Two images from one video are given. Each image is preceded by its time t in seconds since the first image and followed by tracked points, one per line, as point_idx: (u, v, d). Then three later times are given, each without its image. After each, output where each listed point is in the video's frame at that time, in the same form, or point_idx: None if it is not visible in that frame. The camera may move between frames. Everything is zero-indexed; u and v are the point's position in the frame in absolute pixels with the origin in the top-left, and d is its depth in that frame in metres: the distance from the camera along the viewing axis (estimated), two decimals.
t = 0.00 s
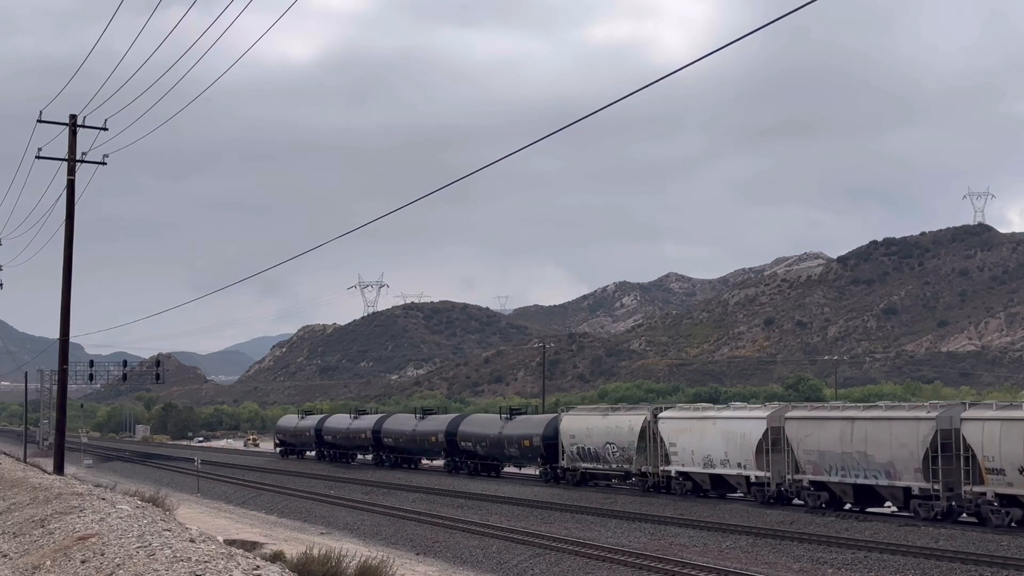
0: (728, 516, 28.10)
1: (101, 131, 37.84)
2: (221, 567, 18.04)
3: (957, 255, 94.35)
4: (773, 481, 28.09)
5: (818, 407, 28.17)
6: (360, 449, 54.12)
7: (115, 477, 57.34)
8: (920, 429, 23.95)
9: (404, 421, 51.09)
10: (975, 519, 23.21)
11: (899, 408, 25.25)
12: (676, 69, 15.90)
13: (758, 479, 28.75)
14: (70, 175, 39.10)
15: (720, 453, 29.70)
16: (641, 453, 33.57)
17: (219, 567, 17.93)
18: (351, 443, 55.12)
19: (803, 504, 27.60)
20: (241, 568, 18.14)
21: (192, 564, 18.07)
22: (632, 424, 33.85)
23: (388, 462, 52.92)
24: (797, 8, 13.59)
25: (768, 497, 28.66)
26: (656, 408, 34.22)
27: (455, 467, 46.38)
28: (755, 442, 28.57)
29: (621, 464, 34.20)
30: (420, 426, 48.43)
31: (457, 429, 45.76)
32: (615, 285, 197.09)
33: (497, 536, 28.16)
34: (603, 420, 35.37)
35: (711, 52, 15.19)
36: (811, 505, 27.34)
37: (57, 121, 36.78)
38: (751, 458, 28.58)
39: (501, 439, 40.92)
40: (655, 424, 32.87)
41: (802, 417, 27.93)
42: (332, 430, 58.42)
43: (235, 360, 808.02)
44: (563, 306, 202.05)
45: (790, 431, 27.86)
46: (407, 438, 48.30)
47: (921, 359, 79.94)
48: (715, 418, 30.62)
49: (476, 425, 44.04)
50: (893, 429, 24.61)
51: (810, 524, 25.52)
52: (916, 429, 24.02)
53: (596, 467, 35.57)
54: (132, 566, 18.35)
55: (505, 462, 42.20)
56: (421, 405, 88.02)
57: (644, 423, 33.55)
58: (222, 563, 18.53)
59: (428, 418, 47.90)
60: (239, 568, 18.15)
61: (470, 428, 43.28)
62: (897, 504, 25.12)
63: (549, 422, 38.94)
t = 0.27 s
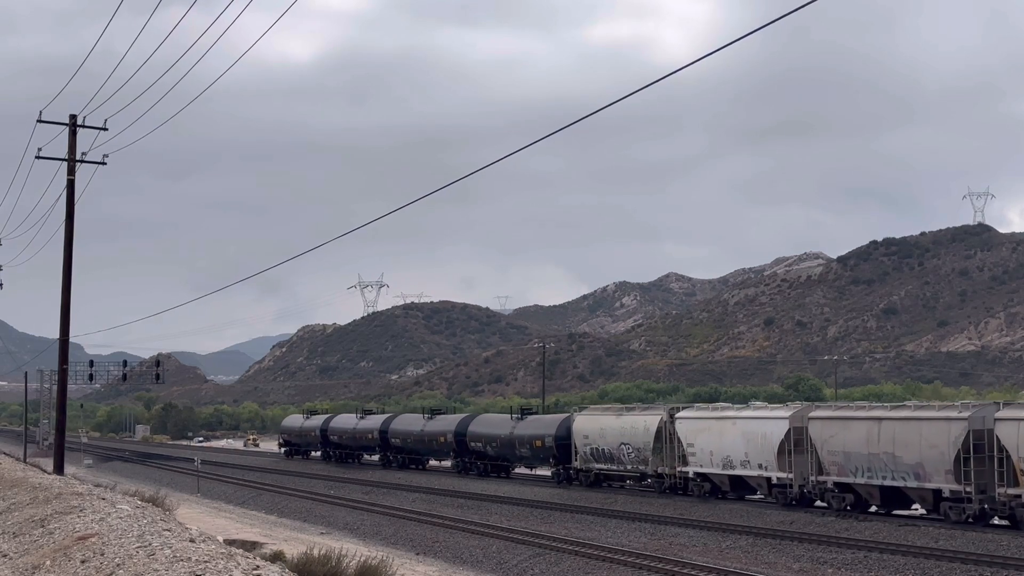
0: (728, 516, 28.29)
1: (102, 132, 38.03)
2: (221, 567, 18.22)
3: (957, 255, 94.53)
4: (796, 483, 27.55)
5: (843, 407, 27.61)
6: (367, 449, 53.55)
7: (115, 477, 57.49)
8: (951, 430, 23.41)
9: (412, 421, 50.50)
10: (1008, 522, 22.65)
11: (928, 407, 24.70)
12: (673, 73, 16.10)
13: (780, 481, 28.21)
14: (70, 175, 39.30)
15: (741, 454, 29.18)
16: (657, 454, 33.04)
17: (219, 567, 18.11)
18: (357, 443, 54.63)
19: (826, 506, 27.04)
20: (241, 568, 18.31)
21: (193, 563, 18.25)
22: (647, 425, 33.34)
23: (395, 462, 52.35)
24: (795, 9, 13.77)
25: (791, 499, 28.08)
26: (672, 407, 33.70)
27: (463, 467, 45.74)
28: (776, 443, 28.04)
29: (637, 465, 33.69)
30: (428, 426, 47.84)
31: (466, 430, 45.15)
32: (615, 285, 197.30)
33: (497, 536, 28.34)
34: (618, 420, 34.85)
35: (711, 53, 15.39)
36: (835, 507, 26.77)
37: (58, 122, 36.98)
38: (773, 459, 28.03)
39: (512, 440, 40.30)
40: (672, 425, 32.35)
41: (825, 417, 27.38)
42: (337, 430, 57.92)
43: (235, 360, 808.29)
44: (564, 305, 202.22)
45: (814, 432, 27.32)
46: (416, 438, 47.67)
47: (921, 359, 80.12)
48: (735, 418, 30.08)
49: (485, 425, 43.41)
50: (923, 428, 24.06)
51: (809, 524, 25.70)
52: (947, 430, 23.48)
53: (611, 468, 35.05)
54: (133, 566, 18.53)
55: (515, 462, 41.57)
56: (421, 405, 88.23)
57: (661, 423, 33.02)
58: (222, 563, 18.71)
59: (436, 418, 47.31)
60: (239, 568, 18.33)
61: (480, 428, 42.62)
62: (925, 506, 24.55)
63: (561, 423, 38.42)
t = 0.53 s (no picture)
0: (728, 516, 28.18)
1: (102, 132, 37.95)
2: (221, 567, 18.11)
3: (957, 255, 94.43)
4: (819, 484, 26.85)
5: (868, 406, 26.89)
6: (374, 450, 52.97)
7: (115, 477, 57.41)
8: (984, 431, 22.71)
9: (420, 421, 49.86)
10: None
11: (959, 408, 24.01)
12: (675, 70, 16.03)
13: (803, 483, 27.50)
14: (71, 176, 39.23)
15: (762, 455, 28.46)
16: (674, 455, 32.30)
17: (219, 567, 18.00)
18: (363, 443, 54.08)
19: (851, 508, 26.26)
20: (241, 568, 18.22)
21: (192, 563, 18.15)
22: (664, 425, 32.62)
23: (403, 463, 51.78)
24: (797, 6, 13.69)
25: (813, 501, 27.29)
26: (690, 407, 33.00)
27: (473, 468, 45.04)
28: (799, 443, 27.33)
29: (653, 466, 32.95)
30: (436, 427, 47.18)
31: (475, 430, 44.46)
32: (615, 285, 197.19)
33: (497, 536, 28.23)
34: (633, 420, 34.15)
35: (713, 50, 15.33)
36: (860, 510, 26.02)
37: (58, 122, 36.90)
38: (795, 460, 27.34)
39: (523, 441, 39.55)
40: (690, 425, 31.64)
41: (851, 417, 26.68)
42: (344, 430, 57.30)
43: (235, 360, 807.96)
44: (564, 306, 202.11)
45: (838, 432, 26.61)
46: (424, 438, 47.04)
47: (921, 359, 80.01)
48: (756, 418, 29.37)
49: (495, 425, 42.70)
50: (954, 429, 23.36)
51: (810, 524, 25.59)
52: (980, 431, 22.78)
53: (626, 470, 34.29)
54: (133, 566, 18.42)
55: (526, 463, 40.86)
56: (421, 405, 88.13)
57: (678, 423, 32.31)
58: (222, 563, 18.60)
59: (445, 418, 46.66)
60: (239, 568, 18.22)
61: (490, 429, 41.86)
62: (955, 509, 23.84)
63: (574, 423, 37.72)
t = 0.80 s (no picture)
0: (728, 516, 28.15)
1: (101, 132, 37.91)
2: (221, 567, 18.08)
3: (957, 255, 94.39)
4: (844, 486, 26.07)
5: (894, 406, 26.08)
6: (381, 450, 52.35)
7: (115, 477, 57.38)
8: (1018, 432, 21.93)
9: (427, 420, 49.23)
10: None
11: (991, 407, 23.24)
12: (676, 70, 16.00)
13: (827, 484, 26.72)
14: (71, 175, 39.20)
15: (785, 456, 27.64)
16: (691, 456, 31.41)
17: (219, 567, 17.96)
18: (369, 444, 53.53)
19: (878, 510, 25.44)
20: (241, 568, 18.17)
21: (192, 564, 18.11)
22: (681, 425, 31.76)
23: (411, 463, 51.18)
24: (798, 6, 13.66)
25: (838, 503, 26.53)
26: (707, 406, 32.14)
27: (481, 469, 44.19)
28: (823, 444, 26.54)
29: (669, 467, 32.04)
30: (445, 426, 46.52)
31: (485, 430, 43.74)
32: (615, 285, 197.09)
33: (497, 536, 28.19)
34: (648, 420, 33.31)
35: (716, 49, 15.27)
36: (886, 513, 25.22)
37: (58, 122, 36.88)
38: (819, 461, 26.54)
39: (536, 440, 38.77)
40: (709, 425, 30.79)
41: (876, 418, 25.87)
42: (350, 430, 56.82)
43: (235, 360, 808.04)
44: (564, 305, 202.02)
45: (864, 433, 25.81)
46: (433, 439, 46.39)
47: (921, 359, 79.97)
48: (777, 418, 28.57)
49: (506, 425, 41.96)
50: (987, 430, 22.59)
51: (810, 524, 25.54)
52: (1014, 431, 22.01)
53: (641, 471, 33.48)
54: (133, 566, 18.38)
55: (537, 463, 40.11)
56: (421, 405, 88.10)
57: (695, 423, 31.45)
58: (222, 563, 18.56)
59: (454, 417, 46.02)
60: (239, 569, 18.19)
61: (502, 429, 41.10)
62: (987, 512, 23.05)
63: (586, 422, 36.88)
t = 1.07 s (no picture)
0: (728, 516, 28.21)
1: (102, 132, 38.01)
2: (221, 567, 18.14)
3: (957, 255, 94.47)
4: (870, 488, 25.48)
5: (920, 405, 25.50)
6: (389, 450, 51.94)
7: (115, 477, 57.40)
8: None
9: (435, 420, 48.74)
10: None
11: None
12: (673, 72, 16.07)
13: (852, 486, 26.13)
14: (70, 175, 39.26)
15: (809, 458, 27.17)
16: (710, 457, 30.94)
17: (219, 567, 18.03)
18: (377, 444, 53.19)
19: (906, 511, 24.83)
20: (241, 568, 18.23)
21: (192, 563, 18.17)
22: (697, 426, 31.34)
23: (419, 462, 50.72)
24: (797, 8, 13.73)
25: (864, 505, 25.95)
26: (727, 406, 31.72)
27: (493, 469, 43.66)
28: (849, 445, 26.00)
29: (686, 468, 31.64)
30: (454, 427, 46.05)
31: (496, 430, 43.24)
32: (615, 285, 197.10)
33: (497, 536, 28.25)
34: (665, 421, 32.89)
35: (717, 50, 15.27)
36: (914, 515, 24.60)
37: (58, 121, 36.98)
38: (844, 462, 26.00)
39: (547, 442, 38.32)
40: (729, 426, 30.31)
41: (902, 417, 25.26)
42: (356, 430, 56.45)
43: (235, 360, 807.85)
44: (564, 305, 202.08)
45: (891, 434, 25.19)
46: (442, 439, 45.94)
47: (921, 359, 80.05)
48: (800, 418, 28.10)
49: (516, 426, 41.42)
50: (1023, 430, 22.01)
51: (811, 524, 25.61)
52: None
53: (656, 473, 33.05)
54: (132, 566, 18.45)
55: (550, 464, 39.60)
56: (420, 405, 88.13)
57: (714, 424, 31.00)
58: (222, 563, 18.63)
59: (462, 417, 45.53)
60: (238, 568, 18.24)
61: (512, 430, 40.64)
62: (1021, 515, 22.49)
63: (601, 422, 36.41)
